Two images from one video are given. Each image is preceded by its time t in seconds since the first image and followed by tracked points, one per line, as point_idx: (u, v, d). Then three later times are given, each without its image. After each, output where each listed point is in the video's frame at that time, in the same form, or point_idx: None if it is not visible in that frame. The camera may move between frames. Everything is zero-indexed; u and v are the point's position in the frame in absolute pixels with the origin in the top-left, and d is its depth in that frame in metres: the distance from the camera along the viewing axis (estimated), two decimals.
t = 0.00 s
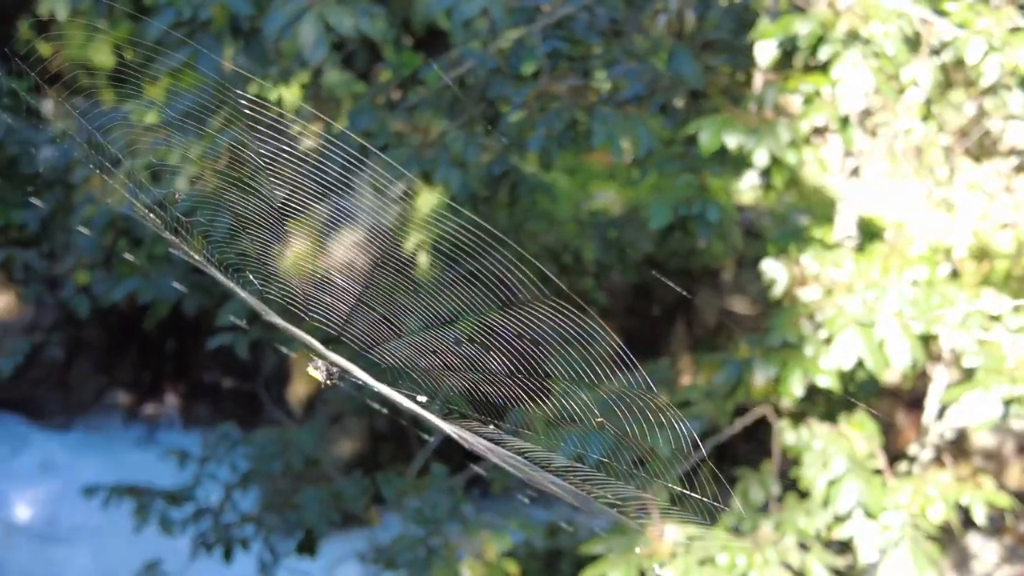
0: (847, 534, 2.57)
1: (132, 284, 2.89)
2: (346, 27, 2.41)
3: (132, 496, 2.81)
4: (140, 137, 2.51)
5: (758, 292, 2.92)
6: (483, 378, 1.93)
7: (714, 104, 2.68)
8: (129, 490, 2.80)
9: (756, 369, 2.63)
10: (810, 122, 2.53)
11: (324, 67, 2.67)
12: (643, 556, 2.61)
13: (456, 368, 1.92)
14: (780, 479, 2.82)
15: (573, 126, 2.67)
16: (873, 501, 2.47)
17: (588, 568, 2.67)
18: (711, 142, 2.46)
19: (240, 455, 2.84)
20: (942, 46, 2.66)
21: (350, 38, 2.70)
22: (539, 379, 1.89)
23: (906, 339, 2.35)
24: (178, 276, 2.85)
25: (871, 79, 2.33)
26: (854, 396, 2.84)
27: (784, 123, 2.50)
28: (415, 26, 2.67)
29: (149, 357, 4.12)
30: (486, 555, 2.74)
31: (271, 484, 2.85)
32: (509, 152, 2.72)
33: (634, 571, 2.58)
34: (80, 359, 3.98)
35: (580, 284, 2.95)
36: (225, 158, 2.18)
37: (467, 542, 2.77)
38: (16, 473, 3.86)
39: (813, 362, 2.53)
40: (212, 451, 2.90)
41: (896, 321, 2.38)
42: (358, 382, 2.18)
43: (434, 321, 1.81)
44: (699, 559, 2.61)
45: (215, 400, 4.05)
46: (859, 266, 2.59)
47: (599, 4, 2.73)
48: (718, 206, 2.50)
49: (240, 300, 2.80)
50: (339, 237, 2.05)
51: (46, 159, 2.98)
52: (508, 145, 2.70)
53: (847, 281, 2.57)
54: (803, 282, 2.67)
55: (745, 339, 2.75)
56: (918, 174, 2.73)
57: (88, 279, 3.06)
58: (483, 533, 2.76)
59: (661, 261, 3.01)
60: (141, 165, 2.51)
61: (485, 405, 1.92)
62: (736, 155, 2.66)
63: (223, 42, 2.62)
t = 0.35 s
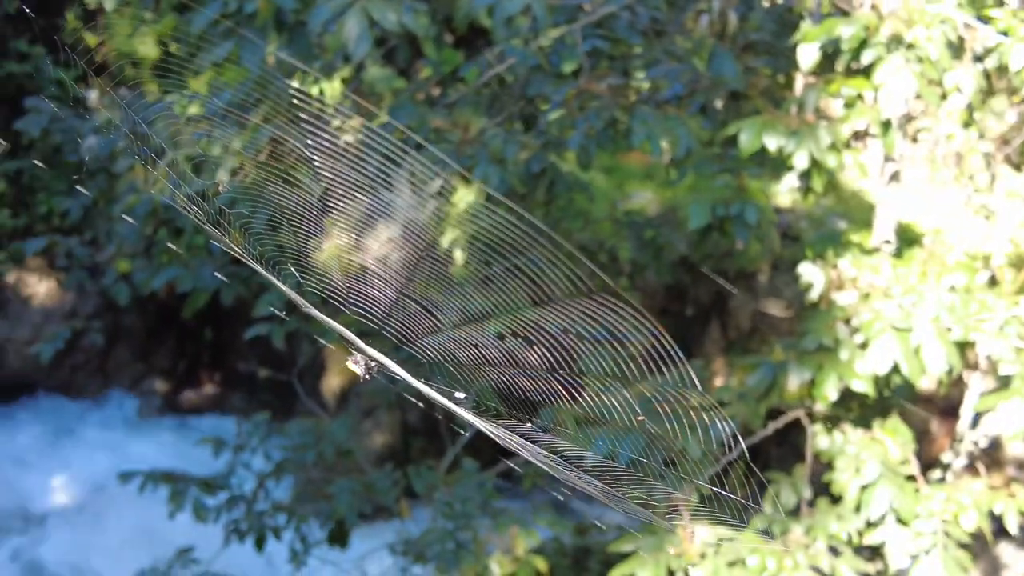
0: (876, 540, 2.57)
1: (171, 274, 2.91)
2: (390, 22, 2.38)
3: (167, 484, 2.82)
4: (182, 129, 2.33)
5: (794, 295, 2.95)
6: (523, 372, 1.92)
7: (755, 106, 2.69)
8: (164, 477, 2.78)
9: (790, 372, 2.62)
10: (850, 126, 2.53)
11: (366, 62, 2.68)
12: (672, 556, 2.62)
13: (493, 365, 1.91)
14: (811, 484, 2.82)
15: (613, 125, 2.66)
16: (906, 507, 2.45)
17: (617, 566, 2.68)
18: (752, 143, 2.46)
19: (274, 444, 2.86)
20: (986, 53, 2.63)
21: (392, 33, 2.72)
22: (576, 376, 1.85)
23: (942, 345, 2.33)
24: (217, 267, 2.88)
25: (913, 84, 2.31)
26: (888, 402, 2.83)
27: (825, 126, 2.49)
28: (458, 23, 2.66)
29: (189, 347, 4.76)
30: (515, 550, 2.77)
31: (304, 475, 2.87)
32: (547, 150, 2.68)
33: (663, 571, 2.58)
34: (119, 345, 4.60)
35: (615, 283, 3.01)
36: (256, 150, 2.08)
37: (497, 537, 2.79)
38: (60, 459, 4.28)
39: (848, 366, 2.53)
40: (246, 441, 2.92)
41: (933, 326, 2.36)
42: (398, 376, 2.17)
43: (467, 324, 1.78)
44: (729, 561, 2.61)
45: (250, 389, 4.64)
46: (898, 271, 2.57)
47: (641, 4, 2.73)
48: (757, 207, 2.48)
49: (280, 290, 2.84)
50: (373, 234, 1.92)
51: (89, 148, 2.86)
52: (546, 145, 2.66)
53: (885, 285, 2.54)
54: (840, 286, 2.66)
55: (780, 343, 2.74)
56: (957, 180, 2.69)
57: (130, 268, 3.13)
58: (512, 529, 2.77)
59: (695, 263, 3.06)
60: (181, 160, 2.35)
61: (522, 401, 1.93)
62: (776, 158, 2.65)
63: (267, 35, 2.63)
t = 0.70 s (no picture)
0: (899, 546, 2.57)
1: (199, 265, 2.92)
2: (423, 17, 2.37)
3: (191, 474, 2.81)
4: (212, 121, 2.35)
5: (818, 300, 2.99)
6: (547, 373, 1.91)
7: (786, 107, 2.68)
8: (189, 467, 2.79)
9: (817, 374, 2.61)
10: (883, 127, 2.54)
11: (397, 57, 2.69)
12: (694, 556, 2.61)
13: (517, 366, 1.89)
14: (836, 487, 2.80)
15: (643, 123, 2.66)
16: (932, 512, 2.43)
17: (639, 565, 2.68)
18: (783, 144, 2.45)
19: (297, 437, 2.86)
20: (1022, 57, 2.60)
21: (423, 29, 2.72)
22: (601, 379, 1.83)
23: (971, 349, 2.31)
24: (244, 260, 2.88)
25: (948, 87, 2.29)
26: (915, 406, 2.81)
27: (856, 127, 2.48)
28: (490, 19, 2.66)
29: (218, 339, 5.03)
30: (536, 548, 2.76)
31: (326, 468, 2.87)
32: (576, 148, 2.68)
33: (684, 571, 2.59)
34: (147, 335, 4.79)
35: (641, 283, 3.05)
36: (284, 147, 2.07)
37: (518, 534, 2.79)
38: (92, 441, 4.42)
39: (875, 370, 2.50)
40: (270, 432, 2.92)
41: (962, 330, 2.33)
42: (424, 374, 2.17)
43: (492, 325, 1.76)
44: (752, 563, 2.60)
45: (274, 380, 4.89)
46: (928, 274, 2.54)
47: (674, 2, 2.72)
48: (788, 208, 2.46)
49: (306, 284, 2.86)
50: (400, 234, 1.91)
51: (120, 138, 2.85)
52: (575, 142, 2.65)
53: (915, 288, 2.51)
54: (869, 290, 2.64)
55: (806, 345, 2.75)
56: (990, 186, 2.67)
57: (159, 258, 3.14)
58: (534, 527, 2.78)
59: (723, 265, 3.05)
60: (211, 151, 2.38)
61: (546, 403, 1.92)
62: (807, 159, 2.64)
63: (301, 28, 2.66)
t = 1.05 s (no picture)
0: (917, 548, 2.55)
1: (220, 257, 2.93)
2: (447, 11, 2.38)
3: (210, 464, 2.82)
4: (236, 113, 2.30)
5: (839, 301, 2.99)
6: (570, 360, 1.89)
7: (810, 105, 2.68)
8: (207, 458, 2.80)
9: (837, 374, 2.60)
10: (907, 127, 2.50)
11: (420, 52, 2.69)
12: (711, 554, 2.61)
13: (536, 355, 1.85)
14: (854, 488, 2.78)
15: (665, 120, 2.65)
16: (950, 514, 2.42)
17: (654, 563, 2.67)
18: (806, 142, 2.46)
19: (315, 429, 2.87)
20: None
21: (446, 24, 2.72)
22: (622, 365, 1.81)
23: (994, 351, 2.28)
24: (265, 252, 2.89)
25: (974, 88, 2.28)
26: (935, 408, 2.79)
27: (881, 127, 2.47)
28: (513, 14, 2.67)
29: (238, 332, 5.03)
30: (551, 544, 2.76)
31: (343, 461, 2.88)
32: (597, 145, 2.67)
33: (701, 569, 2.58)
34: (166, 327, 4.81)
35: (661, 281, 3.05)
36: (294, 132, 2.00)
37: (534, 530, 2.79)
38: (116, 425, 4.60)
39: (896, 371, 2.50)
40: (288, 424, 2.93)
41: (985, 331, 2.30)
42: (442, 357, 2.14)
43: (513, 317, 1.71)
44: (770, 562, 2.59)
45: (291, 373, 4.81)
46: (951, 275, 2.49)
47: None
48: (810, 207, 2.44)
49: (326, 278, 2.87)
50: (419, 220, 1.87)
51: (142, 130, 2.87)
52: (596, 139, 2.65)
53: (937, 289, 2.46)
54: (891, 290, 2.63)
55: (826, 346, 2.75)
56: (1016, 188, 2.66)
57: (180, 250, 3.16)
58: (549, 523, 2.79)
59: (743, 264, 3.03)
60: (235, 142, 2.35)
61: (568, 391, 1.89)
62: (830, 158, 2.63)
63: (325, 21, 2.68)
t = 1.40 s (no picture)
0: (935, 550, 2.53)
1: (239, 249, 2.93)
2: (470, 5, 2.38)
3: (227, 455, 2.82)
4: (254, 107, 2.30)
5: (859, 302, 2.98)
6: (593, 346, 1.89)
7: (832, 104, 2.69)
8: (225, 448, 2.81)
9: (857, 374, 2.60)
10: (931, 127, 2.48)
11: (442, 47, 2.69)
12: (727, 553, 2.60)
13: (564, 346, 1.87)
14: (872, 489, 2.77)
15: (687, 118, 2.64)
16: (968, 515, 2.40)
17: (670, 561, 2.67)
18: (829, 140, 2.45)
19: (332, 422, 2.87)
20: None
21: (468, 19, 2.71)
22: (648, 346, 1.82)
23: (1016, 353, 2.25)
24: (284, 245, 2.89)
25: (999, 87, 2.26)
26: (955, 411, 2.77)
27: (903, 126, 2.47)
28: (536, 10, 2.67)
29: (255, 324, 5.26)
30: (567, 541, 2.74)
31: (359, 454, 2.88)
32: (618, 142, 2.66)
33: (717, 568, 2.57)
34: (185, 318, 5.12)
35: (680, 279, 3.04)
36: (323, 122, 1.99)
37: (550, 526, 2.78)
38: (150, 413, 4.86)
39: (917, 372, 2.48)
40: (305, 417, 2.93)
41: (1007, 333, 2.28)
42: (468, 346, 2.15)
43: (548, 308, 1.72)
44: (786, 562, 2.57)
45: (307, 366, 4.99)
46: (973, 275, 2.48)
47: None
48: (831, 206, 2.43)
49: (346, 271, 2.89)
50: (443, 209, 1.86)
51: (164, 122, 2.88)
52: (617, 136, 2.64)
53: (959, 290, 2.45)
54: (912, 290, 2.62)
55: (845, 346, 2.74)
56: None
57: (199, 242, 3.17)
58: (565, 520, 2.78)
59: (762, 263, 3.03)
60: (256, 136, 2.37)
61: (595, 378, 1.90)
62: (853, 157, 2.62)
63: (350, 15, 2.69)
